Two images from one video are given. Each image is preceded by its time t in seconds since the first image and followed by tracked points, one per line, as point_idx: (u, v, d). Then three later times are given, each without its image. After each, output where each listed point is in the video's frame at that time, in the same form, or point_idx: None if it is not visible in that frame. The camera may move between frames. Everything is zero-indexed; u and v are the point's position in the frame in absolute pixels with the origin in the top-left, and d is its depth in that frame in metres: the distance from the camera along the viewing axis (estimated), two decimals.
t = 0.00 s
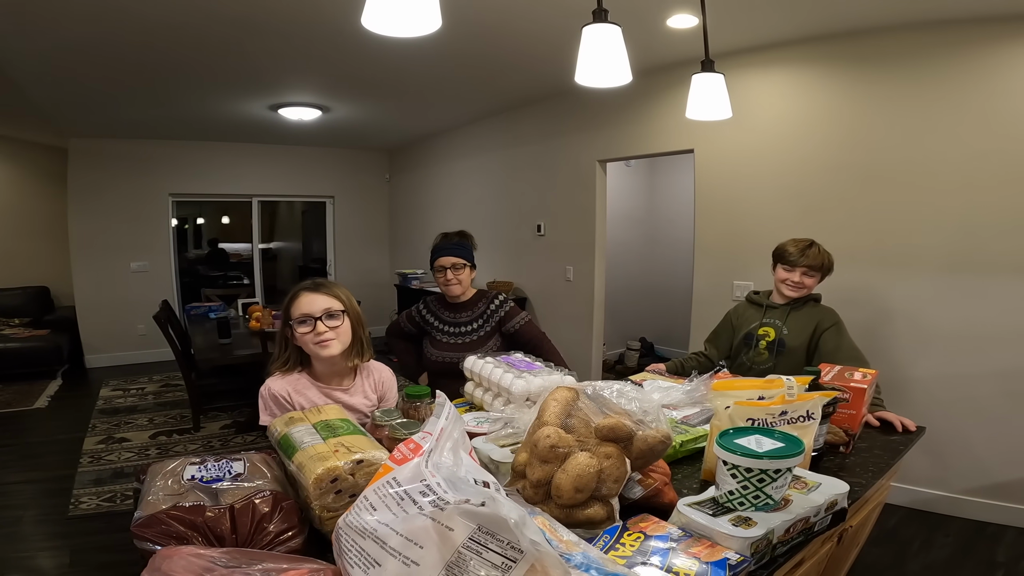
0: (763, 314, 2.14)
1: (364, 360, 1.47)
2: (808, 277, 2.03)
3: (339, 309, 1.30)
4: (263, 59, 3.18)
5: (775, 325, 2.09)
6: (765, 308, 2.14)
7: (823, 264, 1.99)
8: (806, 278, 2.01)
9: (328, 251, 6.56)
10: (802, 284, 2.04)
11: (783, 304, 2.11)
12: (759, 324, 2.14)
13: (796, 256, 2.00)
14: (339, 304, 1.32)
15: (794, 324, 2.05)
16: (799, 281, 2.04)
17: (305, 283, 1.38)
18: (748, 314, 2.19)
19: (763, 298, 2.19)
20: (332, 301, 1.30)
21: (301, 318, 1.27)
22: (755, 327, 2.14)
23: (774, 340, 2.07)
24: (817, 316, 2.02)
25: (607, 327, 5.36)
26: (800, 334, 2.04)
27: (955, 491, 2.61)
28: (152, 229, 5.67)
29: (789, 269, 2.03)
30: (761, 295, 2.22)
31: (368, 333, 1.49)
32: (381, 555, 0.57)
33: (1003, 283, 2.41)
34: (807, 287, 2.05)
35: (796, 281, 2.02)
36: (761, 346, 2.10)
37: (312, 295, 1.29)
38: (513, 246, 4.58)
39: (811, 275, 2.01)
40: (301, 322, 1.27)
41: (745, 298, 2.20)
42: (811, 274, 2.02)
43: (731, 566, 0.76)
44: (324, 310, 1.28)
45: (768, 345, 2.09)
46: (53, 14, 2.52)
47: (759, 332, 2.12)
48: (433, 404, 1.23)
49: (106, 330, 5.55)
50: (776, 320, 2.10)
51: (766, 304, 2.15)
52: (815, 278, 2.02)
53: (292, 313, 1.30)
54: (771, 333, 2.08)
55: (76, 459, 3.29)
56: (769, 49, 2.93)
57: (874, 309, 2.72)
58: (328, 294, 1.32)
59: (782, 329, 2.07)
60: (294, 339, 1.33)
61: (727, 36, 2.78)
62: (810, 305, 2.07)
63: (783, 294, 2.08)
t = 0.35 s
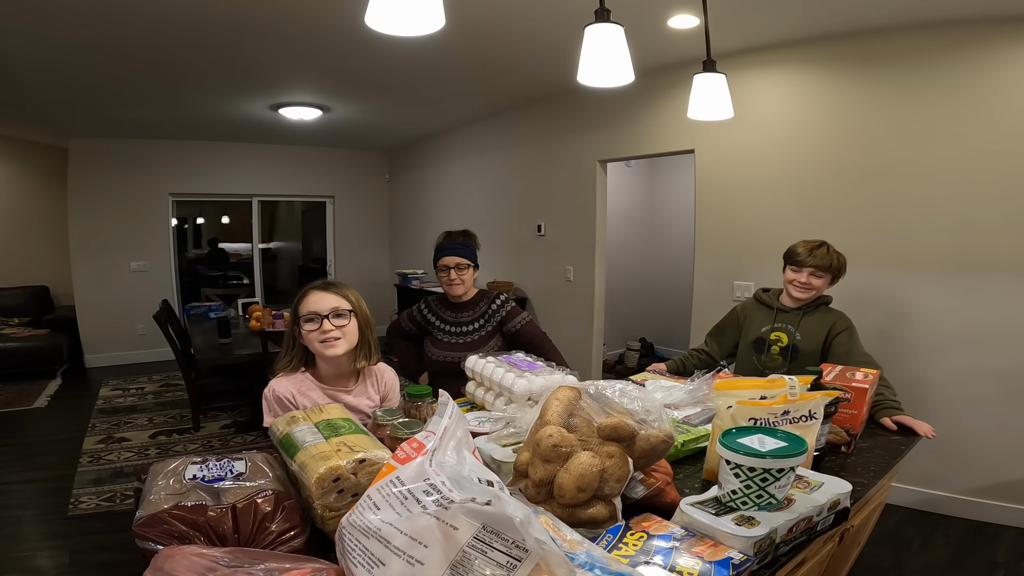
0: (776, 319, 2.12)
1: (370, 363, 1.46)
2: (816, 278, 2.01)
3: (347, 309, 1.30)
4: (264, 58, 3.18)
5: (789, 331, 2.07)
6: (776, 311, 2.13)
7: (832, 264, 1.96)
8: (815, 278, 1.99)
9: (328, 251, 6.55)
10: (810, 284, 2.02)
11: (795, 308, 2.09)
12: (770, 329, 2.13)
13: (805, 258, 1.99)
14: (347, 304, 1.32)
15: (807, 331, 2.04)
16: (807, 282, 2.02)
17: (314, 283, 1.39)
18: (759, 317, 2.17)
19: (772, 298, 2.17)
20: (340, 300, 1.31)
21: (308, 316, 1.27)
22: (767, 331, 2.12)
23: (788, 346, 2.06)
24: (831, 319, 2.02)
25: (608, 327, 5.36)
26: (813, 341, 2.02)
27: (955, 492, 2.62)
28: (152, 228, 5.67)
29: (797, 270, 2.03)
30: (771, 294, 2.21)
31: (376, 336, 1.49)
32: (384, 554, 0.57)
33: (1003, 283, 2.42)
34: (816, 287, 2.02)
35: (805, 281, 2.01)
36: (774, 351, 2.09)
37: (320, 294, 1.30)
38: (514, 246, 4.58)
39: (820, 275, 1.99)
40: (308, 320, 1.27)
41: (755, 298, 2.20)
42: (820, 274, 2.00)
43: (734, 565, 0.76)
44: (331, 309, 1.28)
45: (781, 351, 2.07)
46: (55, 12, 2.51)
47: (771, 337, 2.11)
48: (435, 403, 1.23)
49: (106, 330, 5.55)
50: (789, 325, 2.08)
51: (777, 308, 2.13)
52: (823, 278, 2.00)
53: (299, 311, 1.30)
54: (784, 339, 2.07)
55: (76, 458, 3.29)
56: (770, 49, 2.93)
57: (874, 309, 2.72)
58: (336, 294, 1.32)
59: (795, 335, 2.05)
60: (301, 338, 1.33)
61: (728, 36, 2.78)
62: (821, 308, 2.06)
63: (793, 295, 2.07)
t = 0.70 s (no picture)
0: (779, 322, 2.12)
1: (378, 365, 1.46)
2: (821, 280, 2.00)
3: (355, 313, 1.30)
4: (266, 58, 3.18)
5: (792, 334, 2.07)
6: (780, 314, 2.12)
7: (835, 267, 1.95)
8: (818, 280, 1.99)
9: (330, 251, 6.55)
10: (815, 287, 2.01)
11: (799, 312, 2.08)
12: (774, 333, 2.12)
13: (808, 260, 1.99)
14: (355, 308, 1.33)
15: (810, 334, 2.03)
16: (811, 284, 2.02)
17: (322, 286, 1.39)
18: (762, 318, 2.17)
19: (776, 299, 2.16)
20: (348, 304, 1.31)
21: (317, 322, 1.27)
22: (771, 334, 2.12)
23: (791, 349, 2.06)
24: (834, 326, 2.02)
25: (609, 327, 5.37)
26: (816, 345, 2.02)
27: (957, 492, 2.62)
28: (154, 228, 5.68)
29: (801, 273, 2.03)
30: (773, 294, 2.21)
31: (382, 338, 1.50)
32: (391, 553, 0.58)
33: (1004, 283, 2.42)
34: (820, 290, 2.01)
35: (808, 284, 2.01)
36: (777, 353, 2.10)
37: (328, 299, 1.30)
38: (515, 246, 4.58)
39: (824, 278, 1.99)
40: (317, 326, 1.28)
41: (757, 298, 2.18)
42: (825, 278, 1.99)
43: (738, 564, 0.76)
44: (340, 314, 1.28)
45: (784, 353, 2.07)
46: (59, 13, 2.52)
47: (774, 339, 2.11)
48: (438, 402, 1.23)
49: (107, 330, 5.56)
50: (792, 328, 2.07)
51: (780, 310, 2.13)
52: (827, 281, 1.99)
53: (308, 317, 1.30)
54: (787, 341, 2.07)
55: (78, 458, 3.30)
56: (772, 49, 2.93)
57: (876, 309, 2.72)
58: (344, 298, 1.33)
59: (798, 338, 2.05)
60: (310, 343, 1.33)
61: (730, 37, 2.78)
62: (825, 315, 2.05)
63: (795, 297, 2.06)
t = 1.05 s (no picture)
0: (779, 319, 2.13)
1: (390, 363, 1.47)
2: (820, 279, 2.02)
3: (372, 311, 1.31)
4: (270, 57, 3.19)
5: (792, 332, 2.08)
6: (782, 312, 2.13)
7: (834, 266, 1.97)
8: (817, 278, 2.01)
9: (332, 251, 6.56)
10: (814, 286, 2.02)
11: (800, 311, 2.09)
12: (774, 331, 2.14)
13: (807, 259, 2.01)
14: (372, 307, 1.34)
15: (812, 332, 2.04)
16: (811, 283, 2.03)
17: (339, 283, 1.40)
18: (764, 317, 2.17)
19: (778, 299, 2.17)
20: (365, 302, 1.32)
21: (334, 317, 1.28)
22: (772, 332, 2.13)
23: (791, 347, 2.07)
24: (835, 322, 2.02)
25: (611, 326, 5.39)
26: (817, 343, 2.03)
27: (958, 492, 2.62)
28: (157, 228, 5.69)
29: (800, 271, 2.04)
30: (776, 295, 2.21)
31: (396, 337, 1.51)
32: (397, 547, 0.59)
33: (1006, 283, 2.42)
34: (820, 288, 2.03)
35: (807, 282, 2.02)
36: (778, 352, 2.10)
37: (346, 296, 1.31)
38: (517, 246, 4.59)
39: (823, 276, 2.00)
40: (334, 321, 1.29)
41: (760, 299, 2.18)
42: (823, 276, 2.01)
43: (740, 560, 0.77)
44: (357, 312, 1.29)
45: (785, 352, 2.09)
46: (64, 13, 2.54)
47: (775, 338, 2.12)
48: (441, 400, 1.24)
49: (111, 329, 5.58)
50: (793, 326, 2.09)
51: (781, 308, 2.14)
52: (826, 279, 2.01)
53: (326, 312, 1.32)
54: (787, 340, 2.08)
55: (82, 456, 3.31)
56: (773, 49, 2.94)
57: (878, 309, 2.73)
58: (361, 296, 1.34)
59: (798, 335, 2.07)
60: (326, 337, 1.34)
61: (732, 37, 2.79)
62: (825, 309, 2.06)
63: (796, 296, 2.08)
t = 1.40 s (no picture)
0: (780, 316, 2.14)
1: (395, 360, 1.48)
2: (821, 274, 2.01)
3: (373, 309, 1.32)
4: (275, 57, 3.20)
5: (792, 329, 2.09)
6: (783, 310, 2.13)
7: (835, 261, 1.97)
8: (819, 274, 2.00)
9: (335, 250, 6.57)
10: (815, 281, 2.02)
11: (801, 308, 2.10)
12: (776, 327, 2.14)
13: (807, 255, 2.01)
14: (373, 304, 1.35)
15: (812, 328, 2.05)
16: (812, 279, 2.02)
17: (341, 282, 1.41)
18: (766, 313, 2.18)
19: (781, 297, 2.17)
20: (366, 300, 1.33)
21: (336, 316, 1.29)
22: (773, 329, 2.14)
23: (791, 344, 2.08)
24: (838, 319, 2.03)
25: (613, 325, 5.41)
26: (818, 340, 2.04)
27: (961, 491, 2.62)
28: (161, 227, 5.72)
29: (801, 268, 2.04)
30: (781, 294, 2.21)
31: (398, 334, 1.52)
32: (406, 540, 0.59)
33: (1009, 282, 2.42)
34: (821, 284, 2.02)
35: (808, 278, 2.02)
36: (779, 348, 2.12)
37: (347, 294, 1.32)
38: (520, 246, 4.60)
39: (824, 272, 1.99)
40: (335, 320, 1.30)
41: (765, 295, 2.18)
42: (824, 271, 2.00)
43: (743, 556, 0.78)
44: (358, 309, 1.30)
45: (785, 348, 2.09)
46: (70, 13, 2.55)
47: (777, 335, 2.13)
48: (446, 398, 1.24)
49: (115, 328, 5.61)
50: (794, 323, 2.10)
51: (784, 305, 2.14)
52: (828, 275, 2.00)
53: (327, 311, 1.32)
54: (788, 336, 2.09)
55: (87, 455, 3.33)
56: (776, 49, 2.94)
57: (881, 308, 2.73)
58: (362, 294, 1.35)
59: (799, 332, 2.07)
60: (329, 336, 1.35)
61: (736, 36, 2.79)
62: (828, 307, 2.07)
63: (799, 294, 2.08)
